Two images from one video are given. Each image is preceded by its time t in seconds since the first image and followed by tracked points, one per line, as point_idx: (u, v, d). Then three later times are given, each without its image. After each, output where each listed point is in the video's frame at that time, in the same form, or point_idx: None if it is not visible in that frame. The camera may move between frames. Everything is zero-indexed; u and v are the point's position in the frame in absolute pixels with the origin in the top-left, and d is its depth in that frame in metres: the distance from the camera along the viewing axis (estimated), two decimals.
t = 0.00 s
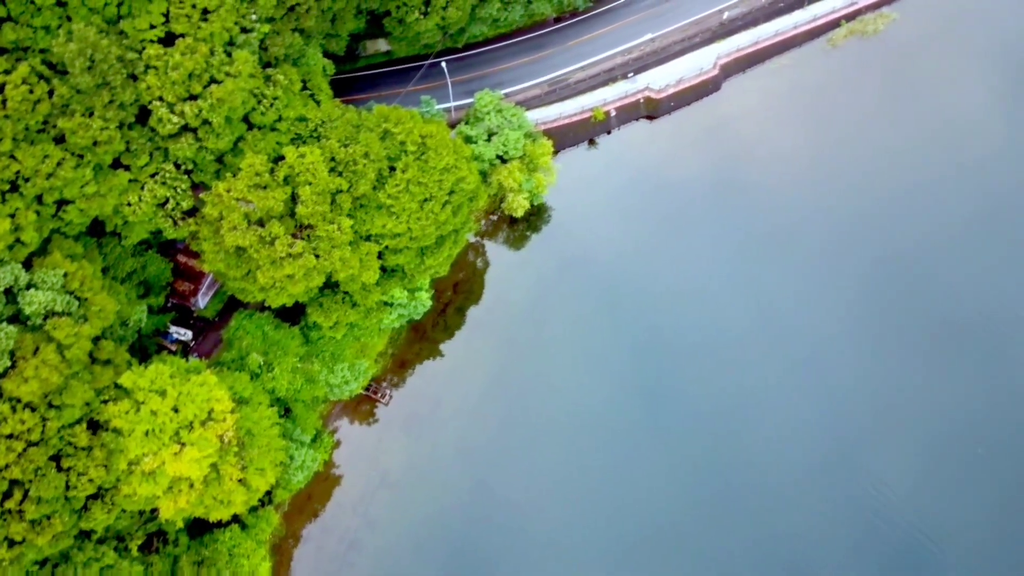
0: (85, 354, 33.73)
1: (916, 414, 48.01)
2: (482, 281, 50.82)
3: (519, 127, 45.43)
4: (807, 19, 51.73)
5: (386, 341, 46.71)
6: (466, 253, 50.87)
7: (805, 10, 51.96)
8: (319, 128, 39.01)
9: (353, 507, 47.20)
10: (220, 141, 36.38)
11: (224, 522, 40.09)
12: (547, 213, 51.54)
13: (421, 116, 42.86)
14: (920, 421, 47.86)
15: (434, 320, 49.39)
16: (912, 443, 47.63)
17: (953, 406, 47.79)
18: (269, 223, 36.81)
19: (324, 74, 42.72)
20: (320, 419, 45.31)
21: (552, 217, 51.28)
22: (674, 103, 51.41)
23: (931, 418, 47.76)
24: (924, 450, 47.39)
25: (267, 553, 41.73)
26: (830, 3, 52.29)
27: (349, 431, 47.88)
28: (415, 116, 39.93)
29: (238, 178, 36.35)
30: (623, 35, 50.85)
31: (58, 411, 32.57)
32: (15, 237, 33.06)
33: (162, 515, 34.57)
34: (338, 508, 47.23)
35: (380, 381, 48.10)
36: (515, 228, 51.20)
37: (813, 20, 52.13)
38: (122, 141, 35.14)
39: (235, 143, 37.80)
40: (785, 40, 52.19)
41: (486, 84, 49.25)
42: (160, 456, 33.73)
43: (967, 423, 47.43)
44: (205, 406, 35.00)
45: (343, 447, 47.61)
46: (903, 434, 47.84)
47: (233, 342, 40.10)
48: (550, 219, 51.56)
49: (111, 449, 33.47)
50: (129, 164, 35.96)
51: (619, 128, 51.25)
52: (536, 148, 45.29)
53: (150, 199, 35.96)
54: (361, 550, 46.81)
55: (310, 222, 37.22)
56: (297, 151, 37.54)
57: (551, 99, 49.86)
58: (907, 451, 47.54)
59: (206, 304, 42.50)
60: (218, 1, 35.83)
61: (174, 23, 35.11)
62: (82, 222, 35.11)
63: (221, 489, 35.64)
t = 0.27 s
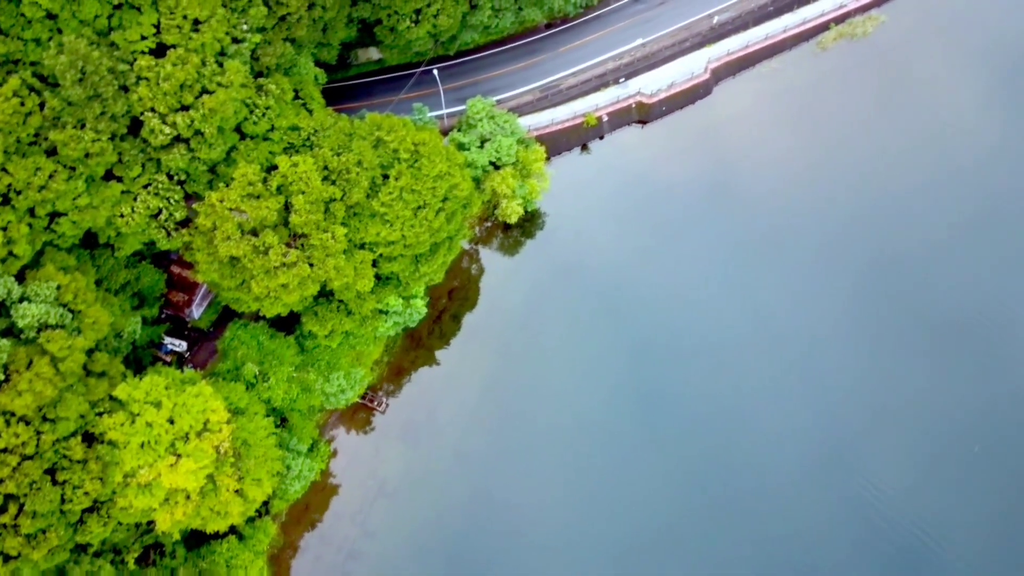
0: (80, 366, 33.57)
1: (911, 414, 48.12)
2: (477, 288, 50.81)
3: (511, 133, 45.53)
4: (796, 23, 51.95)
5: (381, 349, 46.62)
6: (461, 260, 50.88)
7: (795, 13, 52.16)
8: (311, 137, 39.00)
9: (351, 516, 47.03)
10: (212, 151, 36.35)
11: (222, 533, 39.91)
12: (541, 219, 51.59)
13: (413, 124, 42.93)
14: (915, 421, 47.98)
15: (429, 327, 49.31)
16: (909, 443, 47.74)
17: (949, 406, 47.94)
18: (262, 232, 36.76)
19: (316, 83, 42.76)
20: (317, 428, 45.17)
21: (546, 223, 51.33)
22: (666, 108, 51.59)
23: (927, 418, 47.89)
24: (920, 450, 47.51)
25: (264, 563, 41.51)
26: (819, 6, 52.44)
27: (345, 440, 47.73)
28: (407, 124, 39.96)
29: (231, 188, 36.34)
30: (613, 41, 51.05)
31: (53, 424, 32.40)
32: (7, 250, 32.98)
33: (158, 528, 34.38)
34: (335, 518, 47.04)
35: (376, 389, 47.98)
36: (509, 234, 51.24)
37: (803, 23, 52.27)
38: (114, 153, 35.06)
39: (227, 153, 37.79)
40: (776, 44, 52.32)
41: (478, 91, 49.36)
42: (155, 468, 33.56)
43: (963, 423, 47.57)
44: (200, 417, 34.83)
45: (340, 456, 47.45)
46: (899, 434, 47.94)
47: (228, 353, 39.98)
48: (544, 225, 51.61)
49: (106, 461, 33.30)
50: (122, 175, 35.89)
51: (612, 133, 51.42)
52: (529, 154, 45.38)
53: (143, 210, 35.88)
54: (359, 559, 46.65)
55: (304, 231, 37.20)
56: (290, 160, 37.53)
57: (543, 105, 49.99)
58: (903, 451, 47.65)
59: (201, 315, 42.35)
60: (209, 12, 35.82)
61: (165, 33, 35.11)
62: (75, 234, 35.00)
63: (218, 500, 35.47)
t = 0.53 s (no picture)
0: (76, 376, 33.46)
1: (910, 417, 48.17)
2: (474, 295, 50.81)
3: (507, 139, 45.62)
4: (790, 28, 52.18)
5: (379, 357, 46.59)
6: (458, 266, 50.89)
7: (789, 19, 52.43)
8: (308, 145, 39.03)
9: (350, 524, 46.88)
10: (209, 160, 36.35)
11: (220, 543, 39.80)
12: (538, 225, 51.64)
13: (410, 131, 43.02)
14: (914, 424, 48.02)
15: (427, 334, 49.27)
16: (907, 447, 47.75)
17: (947, 409, 48.00)
18: (259, 240, 36.75)
19: (312, 91, 42.84)
20: (315, 436, 45.08)
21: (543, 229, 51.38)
22: (661, 113, 51.78)
23: (925, 421, 47.93)
24: (919, 453, 47.53)
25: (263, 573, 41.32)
26: (813, 12, 52.67)
27: (343, 448, 47.61)
28: (403, 131, 40.00)
29: (228, 197, 36.34)
30: (608, 47, 51.22)
31: (50, 435, 32.30)
32: (3, 260, 32.96)
33: (156, 538, 34.24)
34: (334, 526, 46.88)
35: (374, 396, 47.91)
36: (506, 240, 51.28)
37: (797, 28, 52.52)
38: (111, 162, 35.05)
39: (224, 161, 37.82)
40: (770, 49, 52.55)
41: (474, 98, 49.47)
42: (153, 478, 33.45)
43: (961, 425, 47.64)
44: (198, 426, 34.72)
45: (338, 464, 47.34)
46: (897, 437, 47.98)
47: (226, 361, 39.93)
48: (541, 231, 51.67)
49: (104, 471, 33.20)
50: (118, 185, 35.87)
51: (608, 139, 51.60)
52: (526, 161, 45.44)
53: (139, 219, 35.87)
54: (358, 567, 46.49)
55: (301, 239, 37.19)
56: (287, 168, 37.55)
57: (539, 112, 50.10)
58: (902, 454, 47.66)
59: (198, 323, 42.27)
60: (205, 21, 35.83)
61: (160, 43, 35.14)
62: (71, 243, 34.97)
63: (216, 509, 35.34)
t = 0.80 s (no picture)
0: (74, 387, 33.34)
1: (908, 421, 48.17)
2: (472, 302, 50.79)
3: (504, 147, 45.73)
4: (785, 35, 52.39)
5: (377, 365, 46.52)
6: (456, 274, 50.90)
7: (784, 26, 52.65)
8: (305, 154, 39.09)
9: (349, 533, 46.68)
10: (206, 169, 36.39)
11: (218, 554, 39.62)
12: (536, 233, 51.67)
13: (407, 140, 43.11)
14: (913, 428, 48.00)
15: (425, 342, 49.22)
16: (906, 451, 47.70)
17: (945, 412, 47.98)
18: (256, 249, 36.74)
19: (309, 100, 42.91)
20: (313, 446, 44.95)
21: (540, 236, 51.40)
22: (658, 120, 51.91)
23: (924, 425, 47.90)
24: (919, 457, 47.47)
25: None
26: (808, 18, 52.88)
27: (342, 457, 47.47)
28: (400, 139, 40.09)
29: (225, 206, 36.35)
30: (604, 55, 51.43)
31: (47, 446, 32.17)
32: None
33: (154, 549, 34.05)
34: (333, 536, 46.69)
35: (372, 405, 47.82)
36: (503, 248, 51.30)
37: (792, 35, 52.71)
38: (108, 172, 35.04)
39: (221, 171, 37.86)
40: (765, 56, 52.71)
41: (470, 106, 49.60)
42: (150, 488, 33.30)
43: (960, 429, 47.62)
44: (196, 435, 34.58)
45: (336, 473, 47.17)
46: (897, 441, 47.95)
47: (224, 371, 39.86)
48: (538, 239, 51.70)
49: (101, 482, 33.09)
50: (116, 195, 35.87)
51: (604, 146, 51.73)
52: (523, 168, 45.51)
53: (137, 229, 35.85)
54: None
55: (299, 247, 37.17)
56: (284, 177, 37.58)
57: (536, 119, 50.23)
58: (901, 458, 47.61)
59: (196, 333, 42.19)
60: (202, 31, 35.89)
61: (157, 53, 35.20)
62: (68, 254, 34.91)
63: (214, 519, 35.16)
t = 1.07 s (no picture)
0: (70, 401, 33.19)
1: (908, 431, 48.08)
2: (470, 314, 50.75)
3: (501, 159, 45.86)
4: (780, 46, 52.71)
5: (375, 378, 46.41)
6: (454, 286, 50.89)
7: (778, 37, 52.97)
8: (302, 167, 39.19)
9: (347, 547, 46.39)
10: (204, 183, 36.44)
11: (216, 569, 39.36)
12: (533, 244, 51.69)
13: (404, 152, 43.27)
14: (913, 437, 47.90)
15: (423, 354, 49.14)
16: (907, 460, 47.55)
17: (945, 421, 47.91)
18: (254, 262, 36.71)
19: (306, 114, 43.06)
20: (311, 459, 44.77)
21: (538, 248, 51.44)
22: (654, 131, 52.09)
23: (924, 434, 47.81)
24: (919, 466, 47.30)
25: None
26: (802, 30, 53.24)
27: (340, 471, 47.25)
28: (398, 152, 40.18)
29: (223, 220, 36.39)
30: (600, 67, 51.71)
31: (43, 461, 31.99)
32: None
33: (151, 564, 33.81)
34: (331, 550, 46.42)
35: (370, 418, 47.67)
36: (501, 259, 51.32)
37: (787, 46, 53.02)
38: (105, 187, 35.07)
39: (218, 185, 37.93)
40: (760, 67, 52.99)
41: (467, 118, 49.79)
42: (148, 503, 33.11)
43: (960, 437, 47.53)
44: (193, 450, 34.39)
45: (335, 487, 46.94)
46: (897, 450, 47.81)
47: (221, 385, 39.75)
48: (536, 250, 51.71)
49: (98, 497, 32.83)
50: (113, 209, 35.88)
51: (601, 157, 51.88)
52: (520, 180, 45.60)
53: (134, 243, 35.85)
54: None
55: (296, 260, 37.15)
56: (281, 190, 37.63)
57: (532, 131, 50.44)
58: (902, 467, 47.45)
59: (193, 347, 42.13)
60: (199, 46, 36.03)
61: (155, 67, 35.31)
62: (65, 268, 34.86)
63: (212, 534, 34.90)
